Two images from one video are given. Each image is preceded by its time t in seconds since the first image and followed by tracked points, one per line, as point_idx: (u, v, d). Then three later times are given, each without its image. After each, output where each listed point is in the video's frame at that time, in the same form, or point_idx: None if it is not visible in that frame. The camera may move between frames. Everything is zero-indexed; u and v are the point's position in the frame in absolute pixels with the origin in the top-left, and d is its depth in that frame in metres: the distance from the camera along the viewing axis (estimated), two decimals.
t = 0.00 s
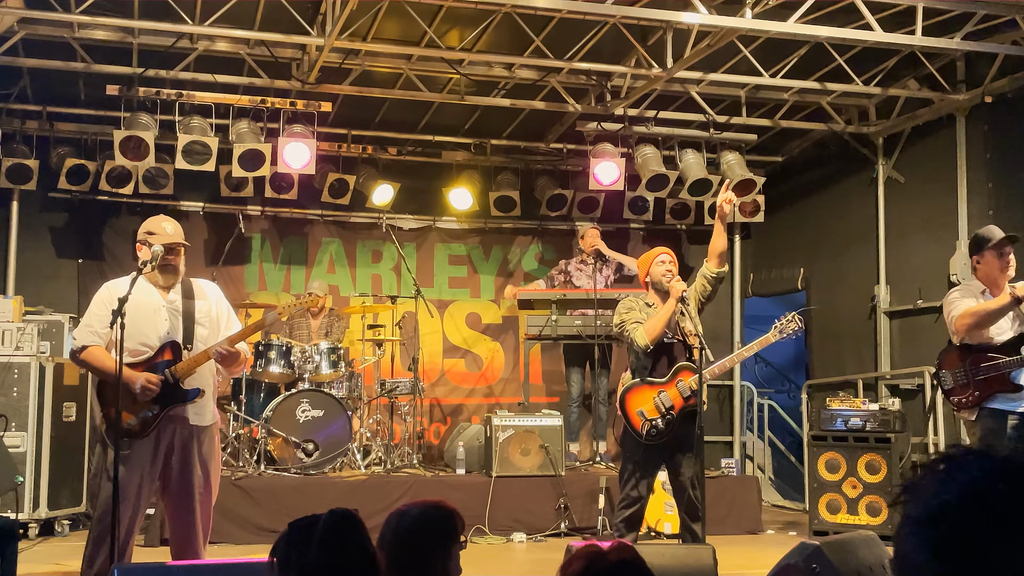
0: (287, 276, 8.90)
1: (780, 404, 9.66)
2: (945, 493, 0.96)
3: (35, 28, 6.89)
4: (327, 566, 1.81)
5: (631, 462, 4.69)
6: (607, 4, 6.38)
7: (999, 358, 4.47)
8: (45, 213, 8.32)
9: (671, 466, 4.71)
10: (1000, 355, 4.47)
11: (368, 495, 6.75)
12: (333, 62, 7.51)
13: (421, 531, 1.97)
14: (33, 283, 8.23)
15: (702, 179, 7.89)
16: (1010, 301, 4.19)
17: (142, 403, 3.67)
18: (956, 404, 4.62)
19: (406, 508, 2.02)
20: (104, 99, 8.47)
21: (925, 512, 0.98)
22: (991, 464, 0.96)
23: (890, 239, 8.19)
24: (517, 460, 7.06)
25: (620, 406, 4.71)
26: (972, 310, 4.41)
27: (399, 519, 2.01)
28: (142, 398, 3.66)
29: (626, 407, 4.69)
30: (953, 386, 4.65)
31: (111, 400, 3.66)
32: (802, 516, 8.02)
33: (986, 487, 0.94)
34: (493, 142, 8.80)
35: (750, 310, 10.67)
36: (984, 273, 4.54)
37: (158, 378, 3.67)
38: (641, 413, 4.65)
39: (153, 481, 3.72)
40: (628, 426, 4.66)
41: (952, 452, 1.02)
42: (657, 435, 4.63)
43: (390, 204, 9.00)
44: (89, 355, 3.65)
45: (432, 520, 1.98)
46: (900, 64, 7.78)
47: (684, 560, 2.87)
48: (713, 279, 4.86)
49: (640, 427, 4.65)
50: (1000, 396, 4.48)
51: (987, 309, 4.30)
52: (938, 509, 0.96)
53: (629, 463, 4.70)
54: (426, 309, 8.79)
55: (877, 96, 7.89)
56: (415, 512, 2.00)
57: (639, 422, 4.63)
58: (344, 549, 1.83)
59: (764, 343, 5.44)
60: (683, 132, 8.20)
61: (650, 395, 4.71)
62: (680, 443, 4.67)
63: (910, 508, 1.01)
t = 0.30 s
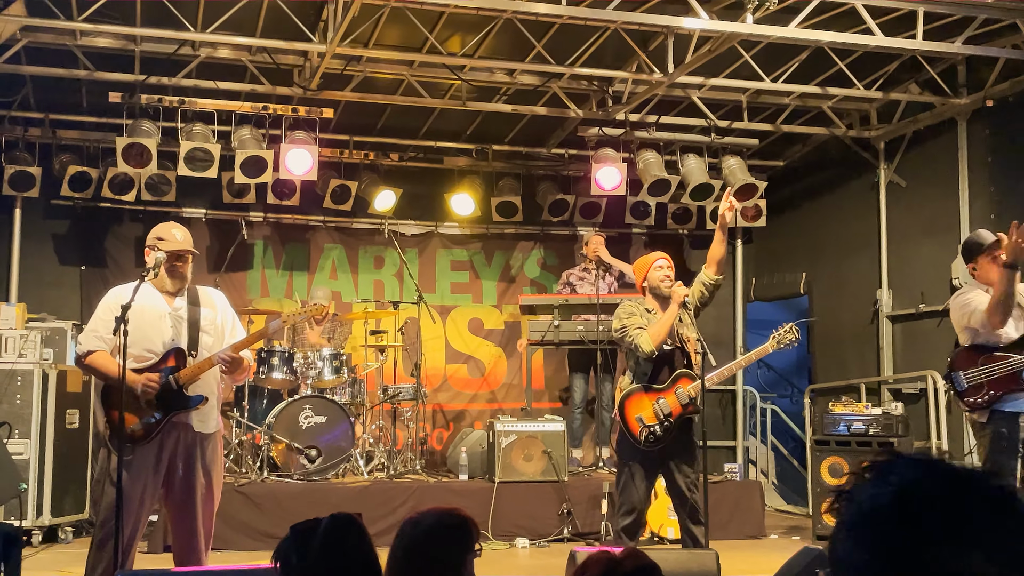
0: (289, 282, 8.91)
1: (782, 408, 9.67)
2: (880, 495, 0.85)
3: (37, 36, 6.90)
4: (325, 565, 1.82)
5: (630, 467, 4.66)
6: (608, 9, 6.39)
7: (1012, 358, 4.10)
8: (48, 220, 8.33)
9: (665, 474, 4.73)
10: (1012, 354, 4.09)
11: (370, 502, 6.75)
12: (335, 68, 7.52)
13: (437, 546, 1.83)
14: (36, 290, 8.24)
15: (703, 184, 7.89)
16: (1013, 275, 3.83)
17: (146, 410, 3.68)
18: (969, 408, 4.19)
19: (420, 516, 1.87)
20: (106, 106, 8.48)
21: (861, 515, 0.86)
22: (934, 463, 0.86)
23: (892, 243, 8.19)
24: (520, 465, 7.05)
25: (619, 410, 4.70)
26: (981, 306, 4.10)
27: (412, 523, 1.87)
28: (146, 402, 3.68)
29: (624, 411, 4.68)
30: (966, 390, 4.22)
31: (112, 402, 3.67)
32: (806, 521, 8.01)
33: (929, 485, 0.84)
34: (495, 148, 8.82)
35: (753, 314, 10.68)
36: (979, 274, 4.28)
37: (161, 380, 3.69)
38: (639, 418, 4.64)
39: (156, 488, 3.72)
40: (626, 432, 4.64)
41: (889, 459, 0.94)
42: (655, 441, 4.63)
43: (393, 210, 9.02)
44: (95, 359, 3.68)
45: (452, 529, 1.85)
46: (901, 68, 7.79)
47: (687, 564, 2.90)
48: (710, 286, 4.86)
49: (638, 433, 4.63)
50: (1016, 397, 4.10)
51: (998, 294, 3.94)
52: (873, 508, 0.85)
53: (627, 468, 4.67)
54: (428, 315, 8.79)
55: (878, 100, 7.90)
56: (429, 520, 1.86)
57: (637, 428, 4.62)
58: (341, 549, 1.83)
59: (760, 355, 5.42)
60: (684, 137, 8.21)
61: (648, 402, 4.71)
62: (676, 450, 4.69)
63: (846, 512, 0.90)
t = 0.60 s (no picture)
0: (292, 289, 8.92)
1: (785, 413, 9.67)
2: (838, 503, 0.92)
3: (40, 44, 6.92)
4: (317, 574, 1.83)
5: (630, 473, 4.65)
6: (610, 16, 6.40)
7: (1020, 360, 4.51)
8: (52, 227, 8.35)
9: (665, 482, 4.70)
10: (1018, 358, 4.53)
11: (373, 508, 6.74)
12: (337, 75, 7.53)
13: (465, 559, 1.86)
14: (40, 297, 8.26)
15: (705, 190, 7.88)
16: None
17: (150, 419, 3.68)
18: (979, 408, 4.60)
19: (447, 527, 1.88)
20: (110, 114, 8.50)
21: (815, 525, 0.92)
22: (882, 483, 0.93)
23: (894, 248, 8.19)
24: (523, 472, 7.05)
25: (619, 418, 4.71)
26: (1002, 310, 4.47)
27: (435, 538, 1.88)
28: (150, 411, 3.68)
29: (624, 420, 4.70)
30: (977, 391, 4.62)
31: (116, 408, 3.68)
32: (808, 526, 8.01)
33: (879, 495, 0.91)
34: (497, 154, 8.83)
35: (756, 320, 10.69)
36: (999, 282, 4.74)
37: (167, 392, 3.68)
38: (639, 427, 4.66)
39: (160, 495, 3.73)
40: (625, 439, 4.67)
41: (842, 479, 0.99)
42: (655, 448, 4.62)
43: (396, 217, 9.03)
44: (101, 365, 3.69)
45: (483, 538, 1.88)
46: (903, 74, 7.80)
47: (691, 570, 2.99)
48: (710, 294, 4.90)
49: (637, 440, 4.64)
50: None
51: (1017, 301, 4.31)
52: (829, 517, 0.91)
53: (626, 474, 4.67)
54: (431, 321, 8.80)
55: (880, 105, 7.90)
56: (457, 532, 1.87)
57: (637, 436, 4.64)
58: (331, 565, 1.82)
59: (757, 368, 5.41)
60: (686, 143, 8.22)
61: (648, 410, 4.72)
62: (676, 456, 4.66)
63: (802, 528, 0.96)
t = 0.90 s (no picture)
0: (294, 294, 8.93)
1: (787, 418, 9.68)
2: (820, 516, 0.96)
3: (42, 50, 6.93)
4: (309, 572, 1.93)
5: (637, 479, 4.69)
6: (611, 22, 6.41)
7: None
8: (54, 233, 8.37)
9: (673, 484, 4.73)
10: None
11: (375, 514, 6.74)
12: (339, 81, 7.53)
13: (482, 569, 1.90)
14: (41, 303, 8.26)
15: (707, 195, 7.91)
16: None
17: (149, 425, 3.67)
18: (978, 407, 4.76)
19: (463, 538, 1.92)
20: (111, 120, 8.51)
21: (798, 538, 0.97)
22: (866, 492, 0.97)
23: (895, 253, 8.20)
24: (525, 477, 7.05)
25: (628, 422, 4.70)
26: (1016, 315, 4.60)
27: (452, 548, 1.92)
28: (151, 417, 3.67)
29: (632, 423, 4.68)
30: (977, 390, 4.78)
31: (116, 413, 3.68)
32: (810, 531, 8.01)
33: (863, 511, 0.95)
34: (498, 160, 8.85)
35: (757, 324, 10.69)
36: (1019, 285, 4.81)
37: (168, 397, 3.68)
38: (648, 429, 4.65)
39: (160, 501, 3.74)
40: (635, 442, 4.67)
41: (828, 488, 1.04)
42: (664, 451, 4.65)
43: (397, 222, 9.05)
44: (103, 371, 3.69)
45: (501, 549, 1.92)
46: (904, 79, 7.81)
47: None
48: (714, 298, 4.89)
49: (647, 443, 4.65)
50: None
51: None
52: (811, 533, 0.95)
53: (635, 478, 4.70)
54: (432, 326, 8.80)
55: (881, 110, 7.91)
56: (472, 542, 1.92)
57: (647, 438, 4.63)
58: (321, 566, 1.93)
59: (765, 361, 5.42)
60: (687, 148, 8.23)
61: (657, 413, 4.69)
62: (683, 460, 4.69)
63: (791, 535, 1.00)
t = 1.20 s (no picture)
0: (294, 300, 8.93)
1: (788, 423, 9.68)
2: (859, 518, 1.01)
3: (43, 56, 6.95)
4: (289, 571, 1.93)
5: (643, 483, 4.64)
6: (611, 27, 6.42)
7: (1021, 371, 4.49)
8: (54, 239, 8.37)
9: (678, 488, 4.68)
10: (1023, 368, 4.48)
11: (375, 519, 6.74)
12: (339, 86, 7.54)
13: (474, 569, 1.90)
14: (42, 308, 8.27)
15: (707, 201, 7.92)
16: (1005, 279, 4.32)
17: (148, 431, 3.68)
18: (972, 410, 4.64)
19: (457, 539, 1.93)
20: (112, 126, 8.53)
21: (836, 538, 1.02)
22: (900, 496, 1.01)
23: (895, 258, 8.20)
24: (526, 483, 7.05)
25: (631, 426, 4.76)
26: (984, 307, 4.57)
27: (447, 550, 1.92)
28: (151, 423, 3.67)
29: (635, 427, 4.74)
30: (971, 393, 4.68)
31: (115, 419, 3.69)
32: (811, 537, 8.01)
33: (899, 520, 0.98)
34: (498, 165, 8.88)
35: (758, 329, 10.69)
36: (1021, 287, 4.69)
37: (171, 404, 3.68)
38: (651, 433, 4.68)
39: (160, 507, 3.73)
40: (638, 447, 4.68)
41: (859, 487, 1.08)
42: (667, 456, 4.65)
43: (397, 228, 9.06)
44: (103, 376, 3.70)
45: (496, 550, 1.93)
46: (903, 84, 7.82)
47: None
48: (720, 307, 4.89)
49: (650, 448, 4.66)
50: (1017, 408, 4.47)
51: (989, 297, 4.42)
52: (847, 538, 1.00)
53: (643, 483, 4.64)
54: (432, 332, 8.80)
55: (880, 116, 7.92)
56: (466, 544, 1.92)
57: (649, 443, 4.66)
58: (304, 568, 1.94)
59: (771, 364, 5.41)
60: (687, 154, 8.24)
61: (659, 415, 4.76)
62: (689, 465, 4.68)
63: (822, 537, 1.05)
